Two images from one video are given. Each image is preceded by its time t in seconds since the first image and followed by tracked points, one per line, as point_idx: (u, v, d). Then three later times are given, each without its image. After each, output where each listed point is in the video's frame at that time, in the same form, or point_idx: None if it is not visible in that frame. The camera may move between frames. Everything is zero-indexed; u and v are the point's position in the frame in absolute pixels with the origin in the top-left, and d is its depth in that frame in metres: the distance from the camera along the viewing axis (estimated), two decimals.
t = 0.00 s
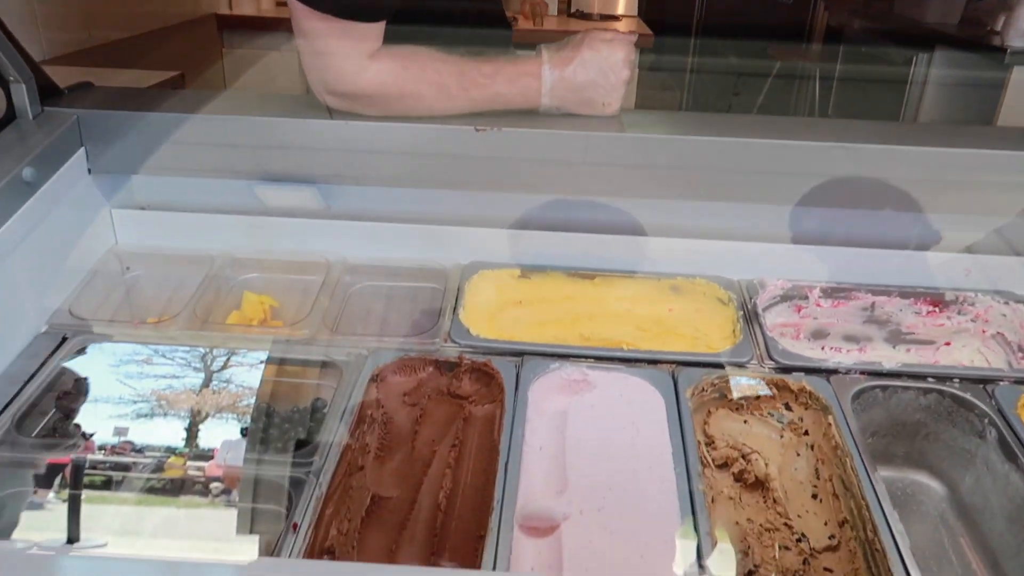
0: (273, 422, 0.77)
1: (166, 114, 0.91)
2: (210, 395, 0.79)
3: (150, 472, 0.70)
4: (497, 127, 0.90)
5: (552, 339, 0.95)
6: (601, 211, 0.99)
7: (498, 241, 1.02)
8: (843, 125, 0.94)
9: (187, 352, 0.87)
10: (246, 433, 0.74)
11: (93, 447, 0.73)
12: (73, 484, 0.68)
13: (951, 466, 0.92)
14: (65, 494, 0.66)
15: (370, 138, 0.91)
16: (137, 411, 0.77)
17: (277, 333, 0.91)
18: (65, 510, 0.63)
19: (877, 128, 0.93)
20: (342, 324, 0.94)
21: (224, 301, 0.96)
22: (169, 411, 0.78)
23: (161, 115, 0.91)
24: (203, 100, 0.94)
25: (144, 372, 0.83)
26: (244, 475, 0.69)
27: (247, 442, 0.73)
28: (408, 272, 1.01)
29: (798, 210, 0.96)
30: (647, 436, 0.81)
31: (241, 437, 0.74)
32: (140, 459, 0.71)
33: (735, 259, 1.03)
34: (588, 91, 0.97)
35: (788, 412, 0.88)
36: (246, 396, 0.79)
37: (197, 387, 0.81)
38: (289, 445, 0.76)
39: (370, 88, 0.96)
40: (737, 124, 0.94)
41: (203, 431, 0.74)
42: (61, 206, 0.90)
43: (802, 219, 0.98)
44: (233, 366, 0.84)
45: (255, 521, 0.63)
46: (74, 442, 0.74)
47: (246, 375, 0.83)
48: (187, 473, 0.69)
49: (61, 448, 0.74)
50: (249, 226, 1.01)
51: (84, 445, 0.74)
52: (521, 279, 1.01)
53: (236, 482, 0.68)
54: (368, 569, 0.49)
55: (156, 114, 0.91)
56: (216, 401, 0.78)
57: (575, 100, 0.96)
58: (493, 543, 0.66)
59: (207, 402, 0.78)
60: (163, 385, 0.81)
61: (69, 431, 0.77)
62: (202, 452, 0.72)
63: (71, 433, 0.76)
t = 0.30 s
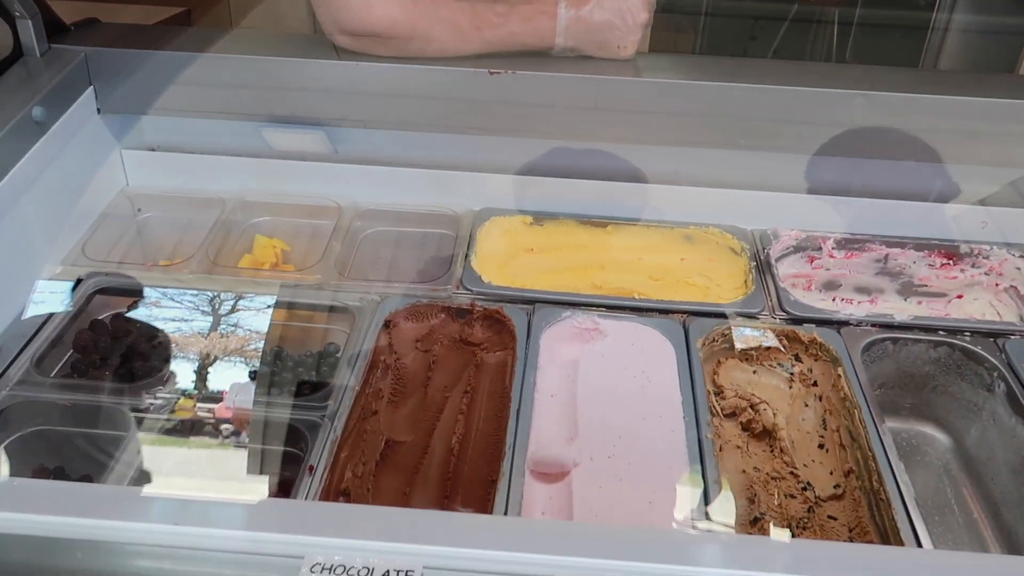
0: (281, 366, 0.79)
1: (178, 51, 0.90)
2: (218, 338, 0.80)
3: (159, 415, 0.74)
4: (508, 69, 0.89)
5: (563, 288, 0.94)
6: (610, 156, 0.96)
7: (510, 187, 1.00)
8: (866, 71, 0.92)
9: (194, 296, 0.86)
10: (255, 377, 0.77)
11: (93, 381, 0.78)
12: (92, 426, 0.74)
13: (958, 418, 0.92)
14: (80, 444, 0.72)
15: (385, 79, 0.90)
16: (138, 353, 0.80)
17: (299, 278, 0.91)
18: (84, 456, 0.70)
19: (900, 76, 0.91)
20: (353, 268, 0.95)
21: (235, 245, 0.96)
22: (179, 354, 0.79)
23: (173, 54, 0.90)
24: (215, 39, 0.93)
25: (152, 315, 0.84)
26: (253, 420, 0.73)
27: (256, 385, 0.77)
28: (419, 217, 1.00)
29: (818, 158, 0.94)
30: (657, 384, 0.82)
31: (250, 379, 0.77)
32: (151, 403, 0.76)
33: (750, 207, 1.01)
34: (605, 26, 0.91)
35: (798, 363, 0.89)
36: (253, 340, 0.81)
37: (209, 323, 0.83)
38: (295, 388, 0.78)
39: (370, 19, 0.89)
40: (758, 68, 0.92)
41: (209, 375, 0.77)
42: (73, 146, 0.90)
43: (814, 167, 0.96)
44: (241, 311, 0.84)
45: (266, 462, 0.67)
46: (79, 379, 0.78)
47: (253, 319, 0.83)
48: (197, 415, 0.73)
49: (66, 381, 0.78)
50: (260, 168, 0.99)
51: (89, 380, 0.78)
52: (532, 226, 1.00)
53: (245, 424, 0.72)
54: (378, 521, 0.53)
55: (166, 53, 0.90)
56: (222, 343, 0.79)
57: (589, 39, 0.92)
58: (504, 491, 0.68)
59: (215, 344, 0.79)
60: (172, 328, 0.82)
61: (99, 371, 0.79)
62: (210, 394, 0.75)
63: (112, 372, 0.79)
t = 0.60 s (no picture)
0: (289, 352, 0.82)
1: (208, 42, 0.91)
2: (224, 327, 0.84)
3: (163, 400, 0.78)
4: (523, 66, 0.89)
5: (573, 282, 0.97)
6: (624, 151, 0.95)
7: (521, 180, 1.01)
8: (880, 73, 0.93)
9: (201, 285, 0.90)
10: (261, 365, 0.80)
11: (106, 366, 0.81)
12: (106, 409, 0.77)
13: (952, 416, 0.95)
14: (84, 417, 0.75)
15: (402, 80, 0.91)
16: (150, 343, 0.83)
17: (307, 268, 0.94)
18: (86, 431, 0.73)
19: (912, 80, 0.91)
20: (365, 259, 0.98)
21: (251, 232, 0.99)
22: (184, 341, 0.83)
23: (202, 45, 0.91)
24: (238, 29, 0.94)
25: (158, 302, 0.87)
26: (259, 406, 0.76)
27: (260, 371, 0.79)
28: (432, 208, 1.03)
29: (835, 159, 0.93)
30: (662, 380, 0.84)
31: (255, 366, 0.80)
32: (159, 387, 0.79)
33: (757, 206, 1.02)
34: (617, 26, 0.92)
35: (799, 360, 0.91)
36: (258, 329, 0.83)
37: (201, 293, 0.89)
38: (302, 374, 0.81)
39: (382, 12, 0.90)
40: (771, 67, 0.92)
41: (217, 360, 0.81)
42: (94, 132, 0.91)
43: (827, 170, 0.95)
44: (247, 301, 0.87)
45: (270, 447, 0.70)
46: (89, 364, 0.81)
47: (258, 309, 0.86)
48: (204, 401, 0.77)
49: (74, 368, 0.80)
50: (278, 156, 1.01)
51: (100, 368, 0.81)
52: (542, 220, 1.02)
53: (249, 411, 0.75)
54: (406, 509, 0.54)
55: (190, 43, 0.92)
56: (228, 333, 0.84)
57: (602, 38, 0.93)
58: (513, 479, 0.72)
59: (219, 332, 0.84)
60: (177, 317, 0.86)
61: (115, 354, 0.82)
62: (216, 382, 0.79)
63: (133, 358, 0.82)
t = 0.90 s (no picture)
0: (292, 378, 0.86)
1: (220, 78, 0.95)
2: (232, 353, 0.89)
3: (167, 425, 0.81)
4: (523, 101, 0.92)
5: (572, 310, 0.99)
6: (623, 183, 0.97)
7: (521, 211, 1.04)
8: (870, 109, 0.95)
9: (205, 313, 0.93)
10: (263, 394, 0.85)
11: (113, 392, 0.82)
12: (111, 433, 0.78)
13: (945, 444, 0.97)
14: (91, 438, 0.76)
15: (406, 117, 0.94)
16: (154, 369, 0.86)
17: (311, 295, 0.97)
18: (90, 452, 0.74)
19: (902, 116, 0.94)
20: (369, 288, 1.00)
21: (257, 260, 1.02)
22: (187, 368, 0.87)
23: (214, 80, 0.94)
24: (249, 65, 0.97)
25: (162, 331, 0.90)
26: (262, 431, 0.80)
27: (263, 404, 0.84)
28: (435, 238, 1.06)
29: (827, 193, 0.95)
30: (658, 408, 0.86)
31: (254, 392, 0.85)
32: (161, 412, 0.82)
33: (751, 236, 1.04)
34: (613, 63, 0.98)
35: (792, 389, 0.93)
36: (261, 357, 0.88)
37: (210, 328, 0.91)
38: (303, 400, 0.85)
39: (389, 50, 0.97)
40: (765, 103, 0.95)
41: (222, 385, 0.86)
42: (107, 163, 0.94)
43: (818, 202, 0.97)
44: (252, 328, 0.92)
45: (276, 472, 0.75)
46: (96, 390, 0.82)
47: (263, 337, 0.91)
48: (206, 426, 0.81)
49: (81, 395, 0.81)
50: (286, 188, 1.05)
51: (107, 394, 0.82)
52: (542, 249, 1.05)
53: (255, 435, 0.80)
54: (408, 533, 0.55)
55: (202, 79, 0.95)
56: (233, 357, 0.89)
57: (601, 74, 0.98)
58: (510, 502, 0.73)
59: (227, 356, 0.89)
60: (179, 344, 0.89)
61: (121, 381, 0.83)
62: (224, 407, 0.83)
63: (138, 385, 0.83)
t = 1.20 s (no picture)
0: (286, 403, 0.87)
1: (200, 107, 0.95)
2: (230, 380, 0.88)
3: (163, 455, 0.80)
4: (500, 115, 0.93)
5: (557, 320, 1.00)
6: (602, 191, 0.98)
7: (503, 224, 1.05)
8: (846, 105, 0.96)
9: (203, 341, 0.93)
10: (252, 418, 0.85)
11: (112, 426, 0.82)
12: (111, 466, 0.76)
13: (935, 433, 0.97)
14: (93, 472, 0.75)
15: (382, 136, 0.94)
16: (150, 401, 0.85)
17: (307, 319, 0.97)
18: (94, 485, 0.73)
19: (874, 111, 0.95)
20: (357, 309, 1.01)
21: (243, 287, 1.02)
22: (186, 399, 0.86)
23: (194, 109, 0.95)
24: (228, 92, 0.98)
25: (161, 361, 0.89)
26: (265, 455, 0.81)
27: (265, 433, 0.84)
28: (416, 254, 1.06)
29: (801, 189, 0.96)
30: (646, 412, 0.86)
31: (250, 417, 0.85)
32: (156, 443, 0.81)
33: (733, 236, 1.05)
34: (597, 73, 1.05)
35: (780, 387, 0.93)
36: (262, 382, 0.88)
37: (214, 368, 0.90)
38: (295, 423, 0.85)
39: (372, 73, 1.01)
40: (741, 104, 0.96)
41: (215, 412, 0.86)
42: (89, 197, 0.95)
43: (791, 200, 0.98)
44: (250, 354, 0.91)
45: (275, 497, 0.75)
46: (98, 424, 0.83)
47: (260, 362, 0.90)
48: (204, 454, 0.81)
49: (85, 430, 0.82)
50: (269, 213, 1.05)
51: (109, 428, 0.82)
52: (525, 261, 1.05)
53: (260, 461, 0.80)
54: (399, 548, 0.55)
55: (180, 108, 0.96)
56: (226, 376, 0.89)
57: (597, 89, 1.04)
58: (501, 514, 0.73)
59: (228, 384, 0.88)
60: (180, 372, 0.88)
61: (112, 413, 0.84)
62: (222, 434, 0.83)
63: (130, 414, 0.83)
